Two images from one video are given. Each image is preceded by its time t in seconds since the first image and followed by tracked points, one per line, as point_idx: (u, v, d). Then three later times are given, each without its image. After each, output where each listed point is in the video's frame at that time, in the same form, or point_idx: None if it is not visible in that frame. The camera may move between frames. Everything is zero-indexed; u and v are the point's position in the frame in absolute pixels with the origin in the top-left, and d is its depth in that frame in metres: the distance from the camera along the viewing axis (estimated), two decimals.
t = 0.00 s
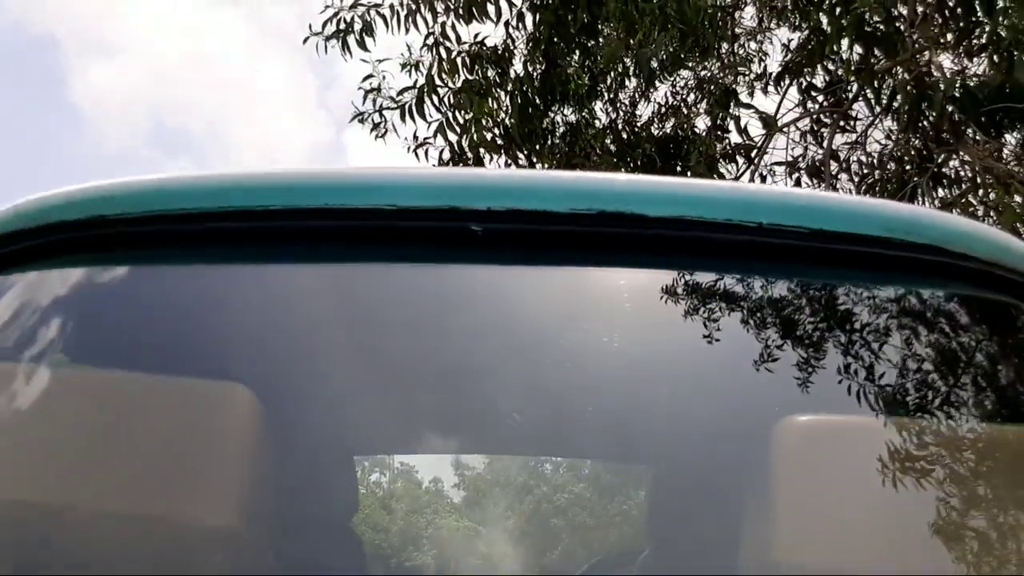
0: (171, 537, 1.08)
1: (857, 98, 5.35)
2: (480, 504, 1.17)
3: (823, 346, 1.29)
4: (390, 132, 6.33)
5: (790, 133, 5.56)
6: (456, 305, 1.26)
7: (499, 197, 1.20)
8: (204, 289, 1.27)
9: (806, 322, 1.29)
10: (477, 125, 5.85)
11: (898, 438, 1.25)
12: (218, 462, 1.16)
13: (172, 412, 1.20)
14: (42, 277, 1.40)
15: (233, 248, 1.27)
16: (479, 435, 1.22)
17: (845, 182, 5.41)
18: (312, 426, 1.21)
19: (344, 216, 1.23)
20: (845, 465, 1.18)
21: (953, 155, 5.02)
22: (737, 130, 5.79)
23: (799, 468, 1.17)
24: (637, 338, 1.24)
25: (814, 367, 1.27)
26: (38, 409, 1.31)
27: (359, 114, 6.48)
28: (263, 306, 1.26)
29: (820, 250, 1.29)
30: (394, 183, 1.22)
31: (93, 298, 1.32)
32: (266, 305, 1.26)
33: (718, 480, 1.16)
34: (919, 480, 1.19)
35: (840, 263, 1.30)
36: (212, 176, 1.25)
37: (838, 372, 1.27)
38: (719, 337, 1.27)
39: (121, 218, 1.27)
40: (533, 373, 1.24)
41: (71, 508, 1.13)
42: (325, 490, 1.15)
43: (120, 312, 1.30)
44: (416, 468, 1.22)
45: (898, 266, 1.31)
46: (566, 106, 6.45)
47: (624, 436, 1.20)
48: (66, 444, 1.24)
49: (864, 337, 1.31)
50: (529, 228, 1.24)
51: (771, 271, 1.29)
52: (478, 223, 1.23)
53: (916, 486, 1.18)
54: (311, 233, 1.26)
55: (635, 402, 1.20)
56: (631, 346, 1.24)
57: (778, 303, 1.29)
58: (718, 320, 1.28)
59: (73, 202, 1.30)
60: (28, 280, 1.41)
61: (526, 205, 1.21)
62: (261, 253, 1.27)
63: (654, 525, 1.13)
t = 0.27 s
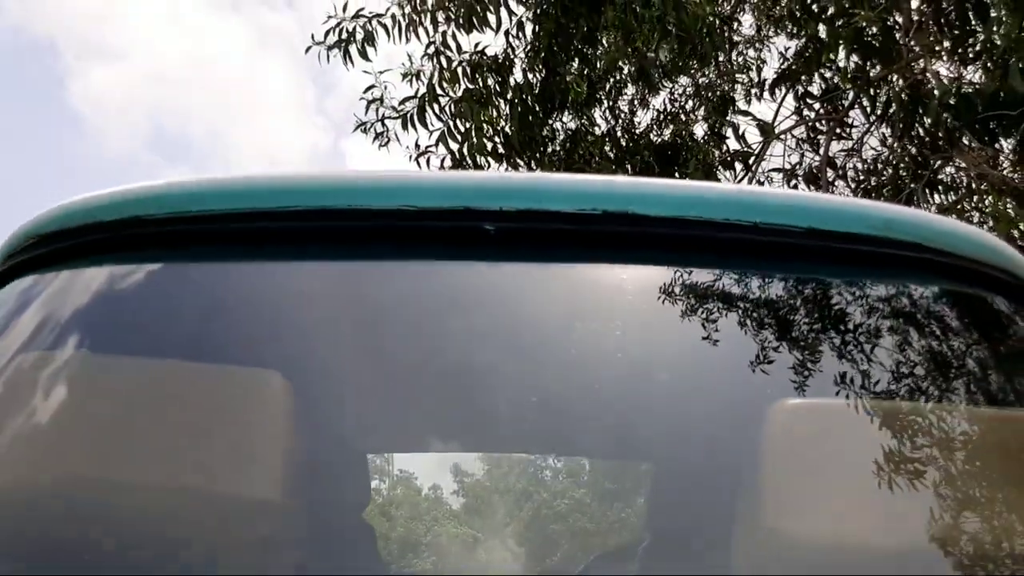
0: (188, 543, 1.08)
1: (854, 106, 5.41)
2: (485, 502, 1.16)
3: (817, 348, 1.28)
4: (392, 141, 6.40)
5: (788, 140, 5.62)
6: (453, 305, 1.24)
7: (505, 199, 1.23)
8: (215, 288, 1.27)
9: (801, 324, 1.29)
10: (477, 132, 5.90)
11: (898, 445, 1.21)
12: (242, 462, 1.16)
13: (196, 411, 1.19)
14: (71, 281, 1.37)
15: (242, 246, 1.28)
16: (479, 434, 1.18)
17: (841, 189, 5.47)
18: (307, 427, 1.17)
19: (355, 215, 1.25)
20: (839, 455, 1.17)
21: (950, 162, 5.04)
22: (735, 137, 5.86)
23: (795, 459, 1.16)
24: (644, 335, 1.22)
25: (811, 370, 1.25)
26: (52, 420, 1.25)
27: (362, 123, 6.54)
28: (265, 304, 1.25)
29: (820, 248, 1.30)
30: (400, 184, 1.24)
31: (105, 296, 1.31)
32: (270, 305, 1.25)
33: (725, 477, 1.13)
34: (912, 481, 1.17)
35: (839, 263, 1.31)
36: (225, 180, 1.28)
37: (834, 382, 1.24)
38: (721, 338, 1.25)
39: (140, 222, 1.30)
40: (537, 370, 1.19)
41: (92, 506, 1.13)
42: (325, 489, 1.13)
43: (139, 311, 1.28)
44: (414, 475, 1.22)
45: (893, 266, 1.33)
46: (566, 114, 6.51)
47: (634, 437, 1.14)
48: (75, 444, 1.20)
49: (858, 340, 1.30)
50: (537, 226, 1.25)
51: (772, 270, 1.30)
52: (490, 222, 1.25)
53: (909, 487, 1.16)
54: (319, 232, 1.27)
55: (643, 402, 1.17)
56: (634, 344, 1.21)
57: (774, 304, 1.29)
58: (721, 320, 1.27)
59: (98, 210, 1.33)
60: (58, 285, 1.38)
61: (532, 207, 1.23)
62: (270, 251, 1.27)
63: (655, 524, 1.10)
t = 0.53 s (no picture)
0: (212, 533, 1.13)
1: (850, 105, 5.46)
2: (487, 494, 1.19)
3: (808, 344, 1.31)
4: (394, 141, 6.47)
5: (786, 139, 5.67)
6: (454, 304, 1.27)
7: (511, 200, 1.29)
8: (232, 283, 1.31)
9: (793, 321, 1.33)
10: (477, 132, 5.96)
11: (892, 446, 1.20)
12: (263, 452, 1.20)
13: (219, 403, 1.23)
14: (88, 282, 1.39)
15: (259, 245, 1.33)
16: (486, 428, 1.19)
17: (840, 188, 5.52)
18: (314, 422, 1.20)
19: (368, 215, 1.31)
20: (830, 454, 1.17)
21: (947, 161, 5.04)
22: (733, 136, 5.91)
23: (785, 455, 1.16)
24: (642, 331, 1.26)
25: (802, 367, 1.28)
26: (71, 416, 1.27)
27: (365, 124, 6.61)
28: (274, 300, 1.28)
29: (814, 246, 1.35)
30: (412, 185, 1.29)
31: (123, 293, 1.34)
32: (275, 302, 1.28)
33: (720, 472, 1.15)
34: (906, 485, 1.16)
35: (831, 261, 1.36)
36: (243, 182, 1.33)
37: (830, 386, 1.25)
38: (715, 334, 1.28)
39: (160, 220, 1.35)
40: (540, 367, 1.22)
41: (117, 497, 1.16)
42: (333, 485, 1.16)
43: (159, 304, 1.31)
44: (415, 473, 1.19)
45: (882, 265, 1.38)
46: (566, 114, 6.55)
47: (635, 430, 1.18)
48: (98, 435, 1.23)
49: (847, 338, 1.33)
50: (541, 225, 1.31)
51: (765, 268, 1.35)
52: (491, 221, 1.30)
53: (904, 490, 1.15)
54: (331, 231, 1.32)
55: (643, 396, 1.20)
56: (631, 339, 1.25)
57: (766, 299, 1.33)
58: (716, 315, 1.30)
59: (119, 209, 1.37)
60: (75, 285, 1.40)
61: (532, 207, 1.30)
62: (280, 249, 1.32)
63: (651, 517, 1.13)
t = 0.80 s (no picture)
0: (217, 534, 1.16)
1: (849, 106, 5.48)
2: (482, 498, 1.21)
3: (799, 349, 1.34)
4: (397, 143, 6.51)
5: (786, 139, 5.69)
6: (451, 314, 1.31)
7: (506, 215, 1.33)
8: (236, 296, 1.34)
9: (784, 325, 1.35)
10: (478, 134, 5.98)
11: (880, 453, 1.21)
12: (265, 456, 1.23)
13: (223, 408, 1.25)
14: (99, 294, 1.42)
15: (258, 261, 1.37)
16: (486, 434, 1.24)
17: (840, 187, 5.54)
18: (311, 427, 1.23)
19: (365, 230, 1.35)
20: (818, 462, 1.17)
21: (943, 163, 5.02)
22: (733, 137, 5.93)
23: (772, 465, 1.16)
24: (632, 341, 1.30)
25: (792, 368, 1.32)
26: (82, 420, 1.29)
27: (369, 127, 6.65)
28: (276, 312, 1.32)
29: (800, 258, 1.39)
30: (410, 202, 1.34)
31: (132, 304, 1.37)
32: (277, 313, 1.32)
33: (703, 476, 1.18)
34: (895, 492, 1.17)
35: (815, 272, 1.40)
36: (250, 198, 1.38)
37: (820, 392, 1.29)
38: (709, 333, 1.33)
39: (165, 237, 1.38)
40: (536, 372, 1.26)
41: (124, 500, 1.19)
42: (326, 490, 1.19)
43: (168, 313, 1.35)
44: (420, 471, 1.22)
45: (866, 274, 1.42)
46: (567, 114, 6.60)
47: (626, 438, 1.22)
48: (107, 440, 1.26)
49: (835, 344, 1.36)
50: (532, 240, 1.34)
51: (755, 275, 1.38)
52: (482, 238, 1.34)
53: (896, 500, 1.15)
54: (330, 247, 1.36)
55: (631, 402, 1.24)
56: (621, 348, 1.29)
57: (758, 305, 1.36)
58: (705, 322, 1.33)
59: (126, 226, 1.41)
60: (85, 297, 1.43)
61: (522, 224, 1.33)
62: (278, 265, 1.36)
63: (641, 520, 1.16)
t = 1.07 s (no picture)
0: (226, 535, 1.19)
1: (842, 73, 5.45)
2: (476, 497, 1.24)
3: (785, 327, 1.38)
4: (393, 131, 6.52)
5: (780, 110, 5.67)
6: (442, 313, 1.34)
7: (486, 217, 1.35)
8: (234, 304, 1.37)
9: (770, 305, 1.38)
10: (471, 119, 5.98)
11: (866, 431, 1.28)
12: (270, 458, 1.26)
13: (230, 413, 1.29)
14: (108, 304, 1.45)
15: (250, 270, 1.40)
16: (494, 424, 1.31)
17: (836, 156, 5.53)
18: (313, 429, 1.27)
19: (351, 238, 1.37)
20: (799, 441, 1.25)
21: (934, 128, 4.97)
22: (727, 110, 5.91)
23: (754, 447, 1.23)
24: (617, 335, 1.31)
25: (778, 344, 1.37)
26: (95, 426, 1.32)
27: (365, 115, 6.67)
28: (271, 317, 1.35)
29: (779, 246, 1.41)
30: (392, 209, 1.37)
31: (136, 314, 1.41)
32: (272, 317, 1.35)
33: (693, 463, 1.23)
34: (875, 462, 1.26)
35: (794, 259, 1.42)
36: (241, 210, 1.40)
37: (805, 365, 1.35)
38: (698, 309, 1.35)
39: (162, 251, 1.42)
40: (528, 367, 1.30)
41: (137, 505, 1.22)
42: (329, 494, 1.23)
43: (172, 321, 1.38)
44: (431, 455, 1.31)
45: (847, 261, 1.43)
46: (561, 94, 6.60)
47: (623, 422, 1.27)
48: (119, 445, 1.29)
49: (819, 323, 1.39)
50: (517, 240, 1.36)
51: (738, 265, 1.40)
52: (465, 240, 1.36)
53: (882, 475, 1.25)
54: (319, 257, 1.39)
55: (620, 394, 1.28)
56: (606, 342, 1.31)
57: (746, 286, 1.39)
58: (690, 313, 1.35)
59: (125, 242, 1.45)
60: (94, 307, 1.46)
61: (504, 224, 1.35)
62: (271, 274, 1.39)
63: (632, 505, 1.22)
